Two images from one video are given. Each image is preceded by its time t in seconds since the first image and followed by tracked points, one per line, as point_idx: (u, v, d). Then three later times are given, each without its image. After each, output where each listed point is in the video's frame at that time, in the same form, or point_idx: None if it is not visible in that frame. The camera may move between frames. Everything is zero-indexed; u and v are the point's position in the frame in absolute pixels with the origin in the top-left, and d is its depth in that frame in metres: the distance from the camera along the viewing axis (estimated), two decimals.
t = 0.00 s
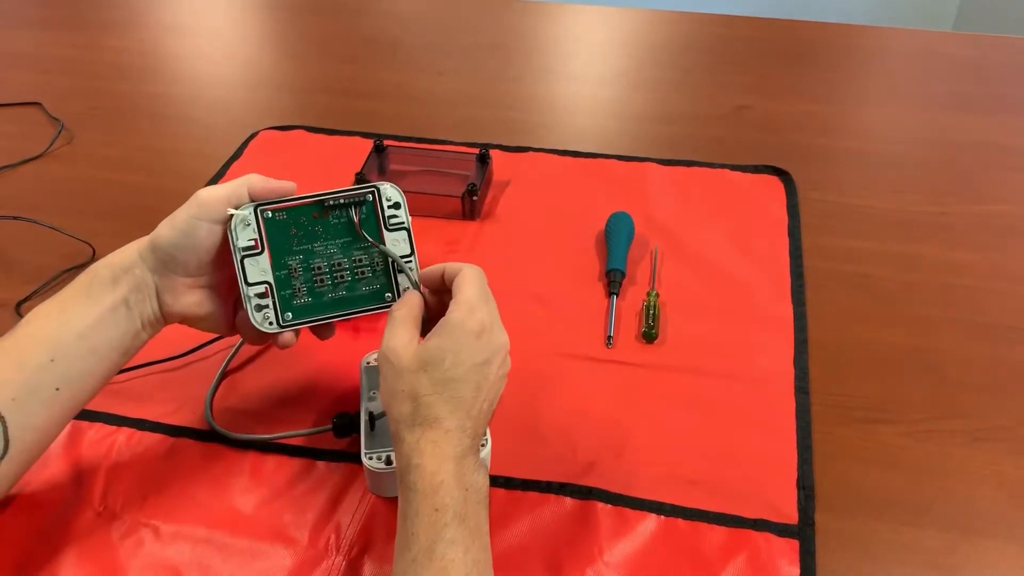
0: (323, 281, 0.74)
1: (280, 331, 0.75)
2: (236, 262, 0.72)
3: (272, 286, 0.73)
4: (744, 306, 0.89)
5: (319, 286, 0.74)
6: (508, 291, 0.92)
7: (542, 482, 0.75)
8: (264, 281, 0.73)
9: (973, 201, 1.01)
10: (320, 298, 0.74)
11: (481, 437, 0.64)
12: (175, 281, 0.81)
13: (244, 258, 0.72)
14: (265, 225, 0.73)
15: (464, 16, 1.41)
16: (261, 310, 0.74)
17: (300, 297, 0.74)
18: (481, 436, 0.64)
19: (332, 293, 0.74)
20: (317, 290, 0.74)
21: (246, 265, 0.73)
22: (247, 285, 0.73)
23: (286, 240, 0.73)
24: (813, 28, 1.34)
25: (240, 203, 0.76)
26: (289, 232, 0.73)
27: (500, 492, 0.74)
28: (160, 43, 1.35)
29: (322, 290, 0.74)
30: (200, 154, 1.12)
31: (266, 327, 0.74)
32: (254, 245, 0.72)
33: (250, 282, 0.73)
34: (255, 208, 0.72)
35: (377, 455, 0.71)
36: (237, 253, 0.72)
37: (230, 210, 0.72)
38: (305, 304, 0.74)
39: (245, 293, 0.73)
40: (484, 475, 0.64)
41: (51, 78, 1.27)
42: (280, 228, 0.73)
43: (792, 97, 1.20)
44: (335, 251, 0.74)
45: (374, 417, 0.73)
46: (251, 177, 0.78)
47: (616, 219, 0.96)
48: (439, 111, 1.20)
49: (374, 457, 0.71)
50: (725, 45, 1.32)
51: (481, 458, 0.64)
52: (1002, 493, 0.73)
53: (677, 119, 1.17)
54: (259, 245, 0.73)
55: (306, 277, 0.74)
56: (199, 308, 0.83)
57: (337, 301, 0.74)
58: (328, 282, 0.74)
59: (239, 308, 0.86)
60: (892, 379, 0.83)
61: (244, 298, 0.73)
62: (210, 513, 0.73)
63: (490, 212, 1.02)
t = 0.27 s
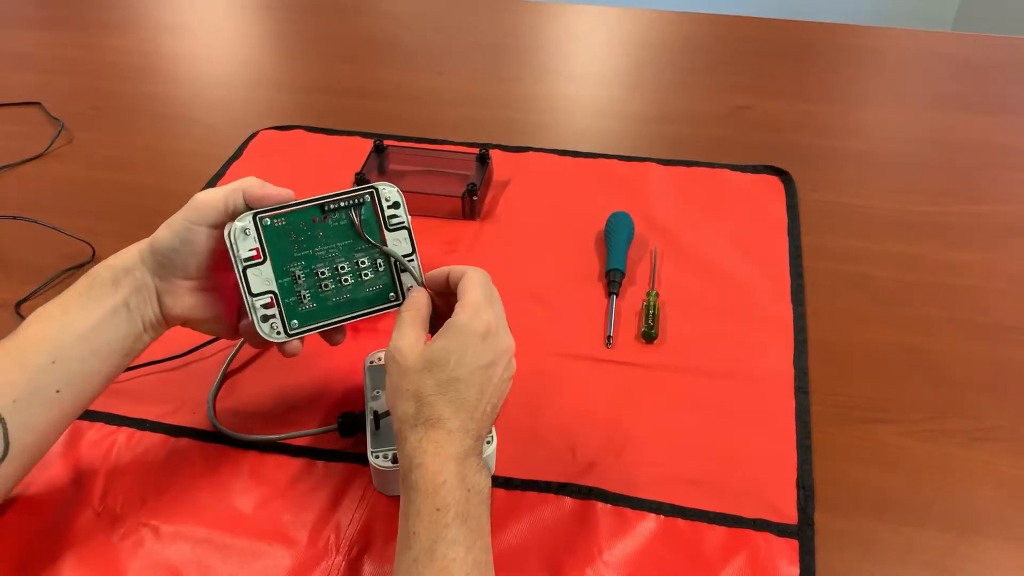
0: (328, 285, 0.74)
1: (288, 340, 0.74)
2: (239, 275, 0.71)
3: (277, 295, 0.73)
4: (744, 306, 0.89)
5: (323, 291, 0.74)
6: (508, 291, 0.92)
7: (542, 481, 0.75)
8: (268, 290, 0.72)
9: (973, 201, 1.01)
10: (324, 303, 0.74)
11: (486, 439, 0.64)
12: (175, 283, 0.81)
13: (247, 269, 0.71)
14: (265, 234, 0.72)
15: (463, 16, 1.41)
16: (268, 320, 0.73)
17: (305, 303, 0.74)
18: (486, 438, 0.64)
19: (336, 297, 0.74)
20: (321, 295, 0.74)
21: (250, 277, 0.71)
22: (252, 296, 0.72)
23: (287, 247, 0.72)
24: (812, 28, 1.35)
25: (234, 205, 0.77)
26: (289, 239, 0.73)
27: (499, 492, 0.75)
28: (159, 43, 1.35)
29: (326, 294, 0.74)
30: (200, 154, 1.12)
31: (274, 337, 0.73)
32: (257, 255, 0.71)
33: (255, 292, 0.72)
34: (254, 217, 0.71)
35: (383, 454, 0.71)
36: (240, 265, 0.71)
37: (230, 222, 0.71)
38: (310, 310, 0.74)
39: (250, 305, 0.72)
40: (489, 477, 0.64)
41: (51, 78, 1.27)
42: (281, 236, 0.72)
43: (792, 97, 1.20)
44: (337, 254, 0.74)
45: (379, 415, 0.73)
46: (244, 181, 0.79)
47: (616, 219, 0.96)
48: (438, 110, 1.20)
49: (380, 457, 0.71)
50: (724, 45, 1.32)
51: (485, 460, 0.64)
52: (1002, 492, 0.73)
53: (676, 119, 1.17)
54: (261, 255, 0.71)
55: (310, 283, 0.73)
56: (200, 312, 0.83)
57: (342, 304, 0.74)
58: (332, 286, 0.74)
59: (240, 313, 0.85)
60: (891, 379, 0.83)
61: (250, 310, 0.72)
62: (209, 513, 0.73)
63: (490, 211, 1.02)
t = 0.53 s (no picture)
0: (323, 279, 0.74)
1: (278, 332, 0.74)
2: (234, 261, 0.71)
3: (271, 286, 0.73)
4: (744, 306, 0.89)
5: (319, 285, 0.74)
6: (509, 291, 0.92)
7: (542, 481, 0.75)
8: (263, 280, 0.72)
9: (973, 201, 1.01)
10: (319, 298, 0.74)
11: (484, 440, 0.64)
12: (174, 282, 0.81)
13: (243, 258, 0.71)
14: (264, 222, 0.72)
15: (464, 16, 1.41)
16: (260, 311, 0.73)
17: (299, 297, 0.73)
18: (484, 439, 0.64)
19: (331, 293, 0.74)
20: (316, 290, 0.74)
21: (245, 265, 0.71)
22: (245, 285, 0.72)
23: (285, 237, 0.73)
24: (812, 28, 1.35)
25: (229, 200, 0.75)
26: (288, 229, 0.73)
27: (499, 491, 0.75)
28: (160, 44, 1.35)
29: (321, 289, 0.74)
30: (201, 154, 1.12)
31: (264, 329, 0.73)
32: (254, 243, 0.71)
33: (249, 281, 0.72)
34: (254, 204, 0.71)
35: (384, 454, 0.71)
36: (235, 252, 0.71)
37: (230, 210, 0.71)
38: (303, 304, 0.74)
39: (243, 294, 0.72)
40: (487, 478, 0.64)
41: (51, 78, 1.27)
42: (280, 226, 0.72)
43: (792, 97, 1.20)
44: (335, 250, 0.74)
45: (379, 415, 0.73)
46: (240, 173, 0.77)
47: (616, 219, 0.96)
48: (439, 110, 1.20)
49: (381, 457, 0.71)
50: (724, 45, 1.32)
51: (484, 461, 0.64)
52: (1002, 492, 0.73)
53: (677, 119, 1.17)
54: (259, 243, 0.72)
55: (305, 276, 0.73)
56: (198, 310, 0.83)
57: (337, 300, 0.74)
58: (327, 281, 0.74)
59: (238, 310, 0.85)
60: (891, 379, 0.83)
61: (242, 299, 0.72)
62: (210, 513, 0.73)
63: (490, 212, 1.02)
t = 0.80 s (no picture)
0: (322, 278, 0.74)
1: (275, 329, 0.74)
2: (234, 257, 0.71)
3: (269, 282, 0.73)
4: (745, 307, 0.89)
5: (318, 284, 0.74)
6: (510, 292, 0.92)
7: (543, 482, 0.75)
8: (262, 277, 0.72)
9: (975, 201, 1.01)
10: (317, 296, 0.74)
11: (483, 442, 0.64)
12: (177, 281, 0.81)
13: (243, 253, 0.71)
14: (264, 219, 0.72)
15: (465, 17, 1.41)
16: (258, 307, 0.73)
17: (298, 294, 0.74)
18: (483, 440, 0.64)
19: (330, 292, 0.74)
20: (315, 288, 0.74)
21: (244, 260, 0.72)
22: (244, 281, 0.72)
23: (286, 234, 0.73)
24: (813, 29, 1.35)
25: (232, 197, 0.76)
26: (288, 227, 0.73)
27: (500, 492, 0.75)
28: (161, 44, 1.36)
29: (320, 288, 0.74)
30: (202, 155, 1.12)
31: (262, 325, 0.73)
32: (254, 239, 0.72)
33: (248, 278, 0.72)
34: (255, 200, 0.72)
35: (385, 455, 0.71)
36: (235, 248, 0.71)
37: (231, 205, 0.72)
38: (302, 302, 0.74)
39: (241, 290, 0.72)
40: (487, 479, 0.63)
41: (53, 79, 1.27)
42: (280, 223, 0.73)
43: (793, 98, 1.20)
44: (335, 249, 0.74)
45: (380, 417, 0.73)
46: (241, 170, 0.78)
47: (618, 220, 0.96)
48: (440, 111, 1.20)
49: (381, 458, 0.71)
50: (726, 45, 1.32)
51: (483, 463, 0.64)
52: (1004, 493, 0.73)
53: (678, 120, 1.17)
54: (259, 240, 0.72)
55: (304, 274, 0.73)
56: (201, 310, 0.83)
57: (335, 299, 0.74)
58: (327, 279, 0.74)
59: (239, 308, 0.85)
60: (893, 380, 0.83)
61: (241, 295, 0.72)
62: (211, 514, 0.73)
63: (492, 212, 1.02)
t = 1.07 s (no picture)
0: (321, 278, 0.74)
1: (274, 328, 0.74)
2: (233, 256, 0.71)
3: (268, 282, 0.73)
4: (746, 307, 0.89)
5: (317, 284, 0.74)
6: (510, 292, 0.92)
7: (543, 482, 0.75)
8: (261, 276, 0.73)
9: (975, 201, 1.01)
10: (316, 296, 0.74)
11: (479, 440, 0.64)
12: (179, 281, 0.81)
13: (242, 252, 0.72)
14: (264, 218, 0.72)
15: (465, 16, 1.42)
16: (256, 306, 0.73)
17: (296, 294, 0.74)
18: (478, 439, 0.63)
19: (329, 292, 0.74)
20: (314, 289, 0.74)
21: (244, 260, 0.72)
22: (243, 280, 0.72)
23: (285, 234, 0.73)
24: (813, 29, 1.35)
25: (233, 196, 0.76)
26: (288, 226, 0.73)
27: (500, 492, 0.75)
28: (161, 44, 1.36)
29: (319, 288, 0.74)
30: (202, 155, 1.12)
31: (260, 324, 0.74)
32: (253, 238, 0.72)
33: (247, 277, 0.72)
34: (255, 200, 0.72)
35: (385, 456, 0.71)
36: (235, 247, 0.71)
37: (231, 204, 0.72)
38: (300, 302, 0.74)
39: (241, 289, 0.73)
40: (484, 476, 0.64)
41: (53, 79, 1.27)
42: (280, 223, 0.73)
43: (794, 98, 1.20)
44: (335, 249, 0.74)
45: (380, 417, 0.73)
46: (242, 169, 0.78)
47: (618, 220, 0.96)
48: (440, 111, 1.20)
49: (381, 458, 0.71)
50: (726, 46, 1.32)
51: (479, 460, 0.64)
52: (1004, 493, 0.73)
53: (678, 119, 1.17)
54: (258, 239, 0.72)
55: (303, 274, 0.74)
56: (202, 309, 0.83)
57: (334, 299, 0.75)
58: (326, 280, 0.74)
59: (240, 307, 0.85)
60: (893, 380, 0.83)
61: (240, 294, 0.72)
62: (212, 514, 0.73)
63: (492, 212, 1.02)
